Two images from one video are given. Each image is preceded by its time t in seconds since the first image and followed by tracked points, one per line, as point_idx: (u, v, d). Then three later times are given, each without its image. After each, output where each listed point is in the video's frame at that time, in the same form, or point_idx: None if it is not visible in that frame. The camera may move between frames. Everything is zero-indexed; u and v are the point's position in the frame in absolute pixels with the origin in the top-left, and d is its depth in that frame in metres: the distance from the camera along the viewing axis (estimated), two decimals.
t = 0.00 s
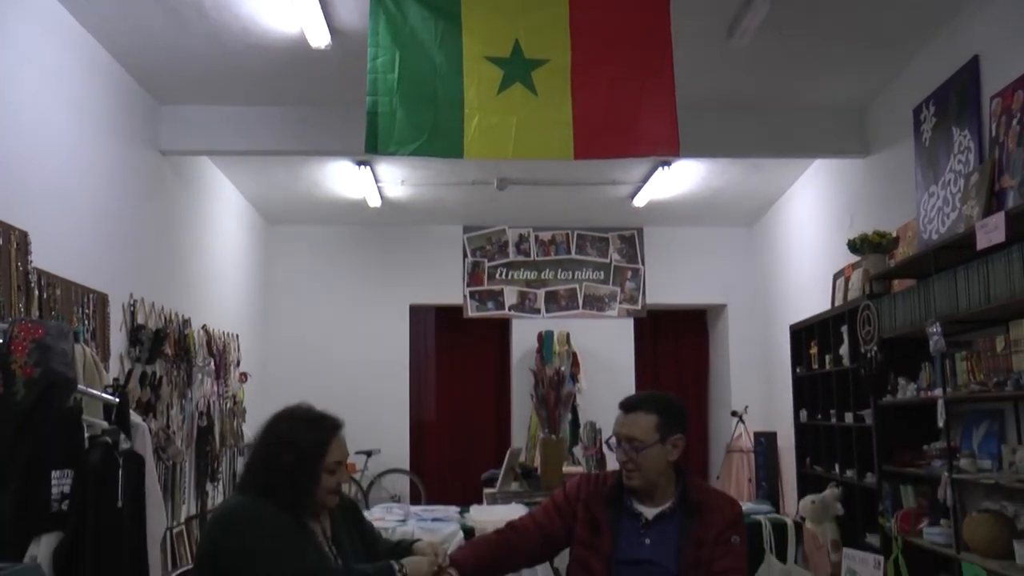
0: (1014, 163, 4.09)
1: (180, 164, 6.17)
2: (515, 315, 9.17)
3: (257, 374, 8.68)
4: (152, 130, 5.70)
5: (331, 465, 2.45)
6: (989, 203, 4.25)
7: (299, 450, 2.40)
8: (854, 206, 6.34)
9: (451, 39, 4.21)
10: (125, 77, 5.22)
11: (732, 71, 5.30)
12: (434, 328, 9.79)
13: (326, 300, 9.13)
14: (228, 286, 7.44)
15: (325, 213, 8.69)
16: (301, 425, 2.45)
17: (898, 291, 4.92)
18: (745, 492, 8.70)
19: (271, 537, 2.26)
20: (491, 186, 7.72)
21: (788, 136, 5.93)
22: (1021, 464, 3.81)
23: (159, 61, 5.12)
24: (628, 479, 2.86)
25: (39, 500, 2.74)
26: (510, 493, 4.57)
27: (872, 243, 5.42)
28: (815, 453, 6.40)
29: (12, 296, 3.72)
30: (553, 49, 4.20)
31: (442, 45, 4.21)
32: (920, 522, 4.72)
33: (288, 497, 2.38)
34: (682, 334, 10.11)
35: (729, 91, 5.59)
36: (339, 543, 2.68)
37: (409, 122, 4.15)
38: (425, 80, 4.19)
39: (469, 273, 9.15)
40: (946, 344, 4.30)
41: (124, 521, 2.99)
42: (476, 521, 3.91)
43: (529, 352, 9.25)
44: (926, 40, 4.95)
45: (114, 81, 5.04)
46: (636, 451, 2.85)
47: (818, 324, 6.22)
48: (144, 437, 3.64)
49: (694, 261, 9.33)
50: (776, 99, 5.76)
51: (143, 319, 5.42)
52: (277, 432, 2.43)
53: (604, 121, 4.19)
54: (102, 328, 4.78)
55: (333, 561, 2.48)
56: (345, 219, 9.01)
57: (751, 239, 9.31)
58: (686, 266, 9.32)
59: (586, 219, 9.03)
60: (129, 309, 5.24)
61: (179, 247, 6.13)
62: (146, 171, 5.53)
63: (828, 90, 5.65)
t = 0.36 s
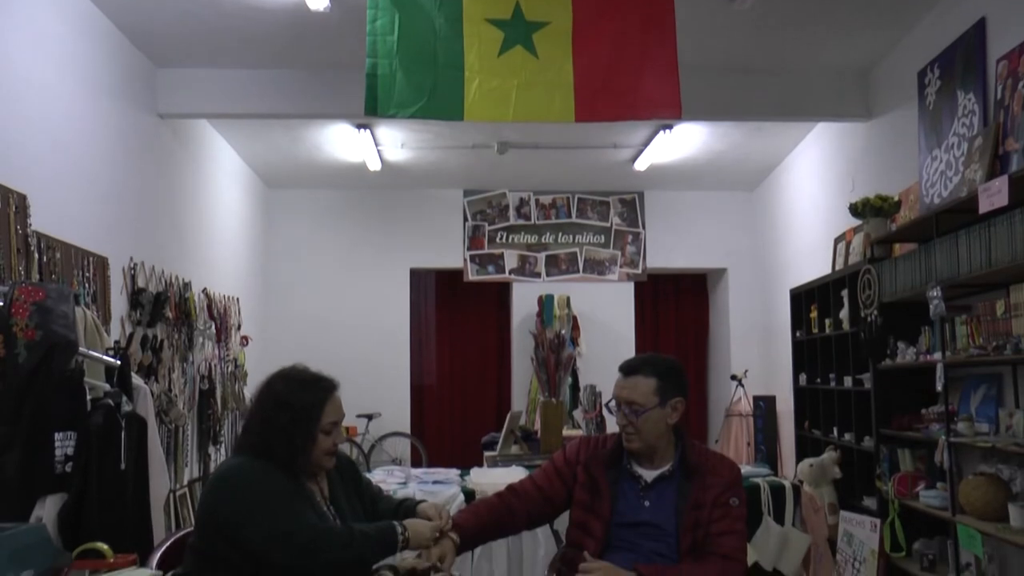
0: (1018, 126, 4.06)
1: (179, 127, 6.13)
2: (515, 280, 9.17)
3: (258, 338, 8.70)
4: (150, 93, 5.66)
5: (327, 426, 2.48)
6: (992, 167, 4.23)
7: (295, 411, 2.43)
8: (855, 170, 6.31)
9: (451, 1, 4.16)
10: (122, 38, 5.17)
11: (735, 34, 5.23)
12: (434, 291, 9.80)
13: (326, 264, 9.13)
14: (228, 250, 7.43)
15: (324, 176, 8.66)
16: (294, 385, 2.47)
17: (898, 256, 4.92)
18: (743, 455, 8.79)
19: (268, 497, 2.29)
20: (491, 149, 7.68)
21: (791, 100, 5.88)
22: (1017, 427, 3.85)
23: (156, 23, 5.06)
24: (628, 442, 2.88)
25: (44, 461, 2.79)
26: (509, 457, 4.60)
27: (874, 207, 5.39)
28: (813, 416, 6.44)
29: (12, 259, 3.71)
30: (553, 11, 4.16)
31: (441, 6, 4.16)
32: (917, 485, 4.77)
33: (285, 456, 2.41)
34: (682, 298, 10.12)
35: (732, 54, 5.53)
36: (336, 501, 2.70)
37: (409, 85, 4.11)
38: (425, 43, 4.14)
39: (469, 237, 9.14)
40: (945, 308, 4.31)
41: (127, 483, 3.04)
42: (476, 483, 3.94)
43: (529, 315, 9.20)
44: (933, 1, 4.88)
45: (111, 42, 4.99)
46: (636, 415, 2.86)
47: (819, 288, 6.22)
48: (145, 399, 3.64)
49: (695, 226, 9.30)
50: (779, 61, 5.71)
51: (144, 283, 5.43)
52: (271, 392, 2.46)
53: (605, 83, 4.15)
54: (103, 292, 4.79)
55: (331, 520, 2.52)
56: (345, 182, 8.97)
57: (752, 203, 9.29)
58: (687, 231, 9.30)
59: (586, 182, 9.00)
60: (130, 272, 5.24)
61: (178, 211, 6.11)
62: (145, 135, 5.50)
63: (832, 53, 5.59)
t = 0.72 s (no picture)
0: None
1: (176, 87, 6.08)
2: (516, 240, 9.16)
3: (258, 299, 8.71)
4: (147, 53, 5.59)
5: (326, 384, 2.48)
6: (997, 127, 4.19)
7: (294, 368, 2.45)
8: (858, 131, 6.27)
9: None
10: None
11: None
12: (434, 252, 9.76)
13: (326, 226, 9.11)
14: (227, 210, 7.42)
15: (323, 137, 8.60)
16: (293, 342, 2.50)
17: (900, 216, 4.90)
18: (742, 415, 8.85)
19: (268, 452, 2.31)
20: (492, 109, 7.61)
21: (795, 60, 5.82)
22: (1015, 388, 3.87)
23: None
24: (627, 402, 2.89)
25: (47, 420, 2.80)
26: (509, 417, 4.63)
27: (876, 168, 5.37)
28: (812, 378, 6.46)
29: (10, 220, 3.70)
30: None
31: None
32: (914, 446, 4.80)
33: (285, 413, 2.42)
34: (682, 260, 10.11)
35: (736, 13, 5.45)
36: (337, 459, 2.72)
37: (409, 45, 4.08)
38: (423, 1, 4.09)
39: (469, 198, 9.11)
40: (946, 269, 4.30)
41: (130, 442, 3.06)
42: (476, 443, 3.97)
43: (529, 276, 9.20)
44: None
45: None
46: (635, 375, 2.87)
47: (819, 250, 6.22)
48: (147, 359, 3.66)
49: (696, 187, 9.26)
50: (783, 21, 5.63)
51: (144, 243, 5.42)
52: (270, 350, 2.49)
53: (606, 43, 4.11)
54: (103, 253, 4.79)
55: (332, 477, 2.54)
56: (344, 142, 8.91)
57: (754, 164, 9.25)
58: (688, 192, 9.26)
59: (587, 143, 8.95)
60: (130, 233, 5.23)
61: (177, 172, 6.08)
62: (142, 94, 5.45)
63: (836, 12, 5.52)
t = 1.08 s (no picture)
0: None
1: (172, 44, 6.01)
2: (516, 199, 9.12)
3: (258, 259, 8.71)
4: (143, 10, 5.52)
5: (327, 341, 2.48)
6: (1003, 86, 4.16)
7: (294, 326, 2.45)
8: (862, 88, 6.22)
9: None
10: None
11: None
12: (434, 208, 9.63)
13: (325, 185, 9.07)
14: (226, 168, 7.39)
15: (322, 95, 8.54)
16: (293, 299, 2.50)
17: (903, 175, 4.88)
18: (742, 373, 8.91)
19: (269, 408, 2.31)
20: (492, 67, 7.54)
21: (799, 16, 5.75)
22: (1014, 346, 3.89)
23: None
24: (628, 359, 2.90)
25: (48, 377, 2.81)
26: (510, 375, 4.64)
27: (879, 126, 5.33)
28: (812, 336, 6.49)
29: (8, 177, 3.68)
30: None
31: None
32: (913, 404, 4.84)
33: (286, 369, 2.43)
34: (683, 218, 10.05)
35: None
36: (338, 416, 2.74)
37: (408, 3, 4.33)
38: None
39: (469, 156, 9.07)
40: (947, 228, 4.30)
41: (132, 398, 3.09)
42: (477, 400, 3.99)
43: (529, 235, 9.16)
44: None
45: None
46: (636, 332, 2.88)
47: (821, 208, 6.21)
48: (148, 316, 3.66)
49: (698, 147, 9.21)
50: None
51: (143, 201, 5.41)
52: (271, 308, 2.49)
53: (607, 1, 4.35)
54: (102, 212, 4.78)
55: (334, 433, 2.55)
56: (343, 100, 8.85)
57: (755, 122, 9.19)
58: (690, 151, 9.21)
59: (588, 101, 8.89)
60: (129, 190, 5.21)
61: (175, 130, 6.04)
62: (139, 51, 5.40)
63: None
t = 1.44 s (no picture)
0: None
1: (170, 4, 5.94)
2: (517, 161, 9.07)
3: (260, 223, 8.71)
4: None
5: (328, 301, 2.48)
6: (1011, 45, 4.11)
7: (296, 286, 2.46)
8: (867, 49, 6.16)
9: None
10: None
11: None
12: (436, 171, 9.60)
13: (325, 149, 9.02)
14: (226, 129, 7.35)
15: (322, 57, 8.47)
16: (295, 260, 2.51)
17: (907, 136, 4.85)
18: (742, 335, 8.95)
19: (269, 365, 2.30)
20: (493, 29, 7.47)
21: None
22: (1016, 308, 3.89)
23: None
24: (628, 320, 2.91)
25: (51, 337, 2.81)
26: (511, 337, 4.64)
27: (883, 88, 5.29)
28: (812, 298, 6.50)
29: (6, 139, 3.66)
30: None
31: None
32: (912, 366, 4.86)
33: (288, 328, 2.43)
34: (685, 179, 9.97)
35: None
36: (341, 376, 2.75)
37: None
38: None
39: (470, 118, 9.02)
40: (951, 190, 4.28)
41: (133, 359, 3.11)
42: (477, 361, 4.01)
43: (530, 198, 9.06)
44: None
45: None
46: (637, 294, 2.88)
47: (823, 169, 6.18)
48: (149, 278, 3.66)
49: (701, 110, 9.14)
50: None
51: (143, 163, 5.39)
52: (272, 269, 2.50)
53: None
54: (101, 173, 4.76)
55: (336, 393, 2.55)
56: (344, 62, 8.78)
57: (759, 85, 9.13)
58: (693, 114, 9.14)
59: (590, 63, 8.82)
60: (129, 152, 5.19)
61: (174, 92, 6.00)
62: (136, 10, 5.34)
63: None
